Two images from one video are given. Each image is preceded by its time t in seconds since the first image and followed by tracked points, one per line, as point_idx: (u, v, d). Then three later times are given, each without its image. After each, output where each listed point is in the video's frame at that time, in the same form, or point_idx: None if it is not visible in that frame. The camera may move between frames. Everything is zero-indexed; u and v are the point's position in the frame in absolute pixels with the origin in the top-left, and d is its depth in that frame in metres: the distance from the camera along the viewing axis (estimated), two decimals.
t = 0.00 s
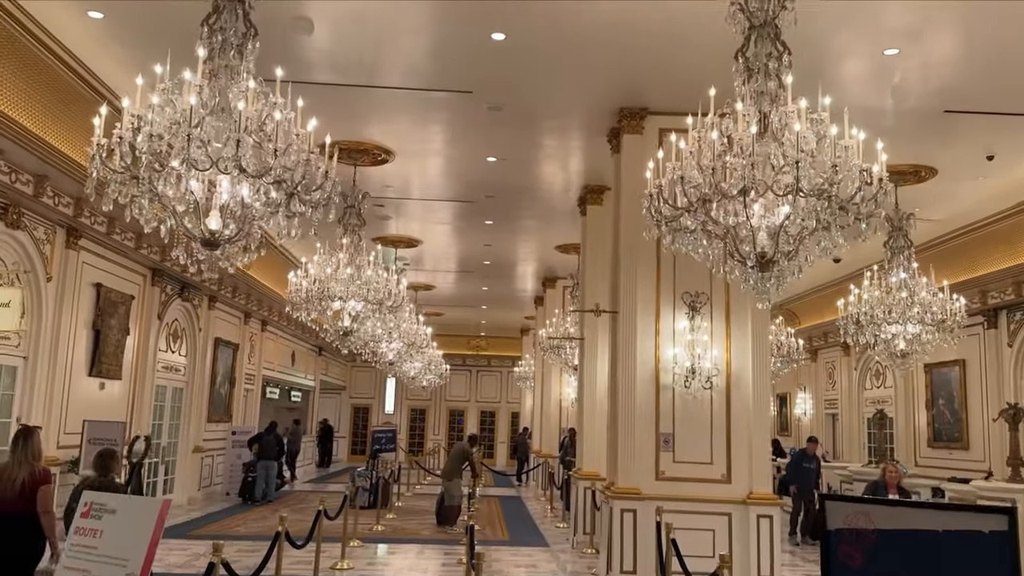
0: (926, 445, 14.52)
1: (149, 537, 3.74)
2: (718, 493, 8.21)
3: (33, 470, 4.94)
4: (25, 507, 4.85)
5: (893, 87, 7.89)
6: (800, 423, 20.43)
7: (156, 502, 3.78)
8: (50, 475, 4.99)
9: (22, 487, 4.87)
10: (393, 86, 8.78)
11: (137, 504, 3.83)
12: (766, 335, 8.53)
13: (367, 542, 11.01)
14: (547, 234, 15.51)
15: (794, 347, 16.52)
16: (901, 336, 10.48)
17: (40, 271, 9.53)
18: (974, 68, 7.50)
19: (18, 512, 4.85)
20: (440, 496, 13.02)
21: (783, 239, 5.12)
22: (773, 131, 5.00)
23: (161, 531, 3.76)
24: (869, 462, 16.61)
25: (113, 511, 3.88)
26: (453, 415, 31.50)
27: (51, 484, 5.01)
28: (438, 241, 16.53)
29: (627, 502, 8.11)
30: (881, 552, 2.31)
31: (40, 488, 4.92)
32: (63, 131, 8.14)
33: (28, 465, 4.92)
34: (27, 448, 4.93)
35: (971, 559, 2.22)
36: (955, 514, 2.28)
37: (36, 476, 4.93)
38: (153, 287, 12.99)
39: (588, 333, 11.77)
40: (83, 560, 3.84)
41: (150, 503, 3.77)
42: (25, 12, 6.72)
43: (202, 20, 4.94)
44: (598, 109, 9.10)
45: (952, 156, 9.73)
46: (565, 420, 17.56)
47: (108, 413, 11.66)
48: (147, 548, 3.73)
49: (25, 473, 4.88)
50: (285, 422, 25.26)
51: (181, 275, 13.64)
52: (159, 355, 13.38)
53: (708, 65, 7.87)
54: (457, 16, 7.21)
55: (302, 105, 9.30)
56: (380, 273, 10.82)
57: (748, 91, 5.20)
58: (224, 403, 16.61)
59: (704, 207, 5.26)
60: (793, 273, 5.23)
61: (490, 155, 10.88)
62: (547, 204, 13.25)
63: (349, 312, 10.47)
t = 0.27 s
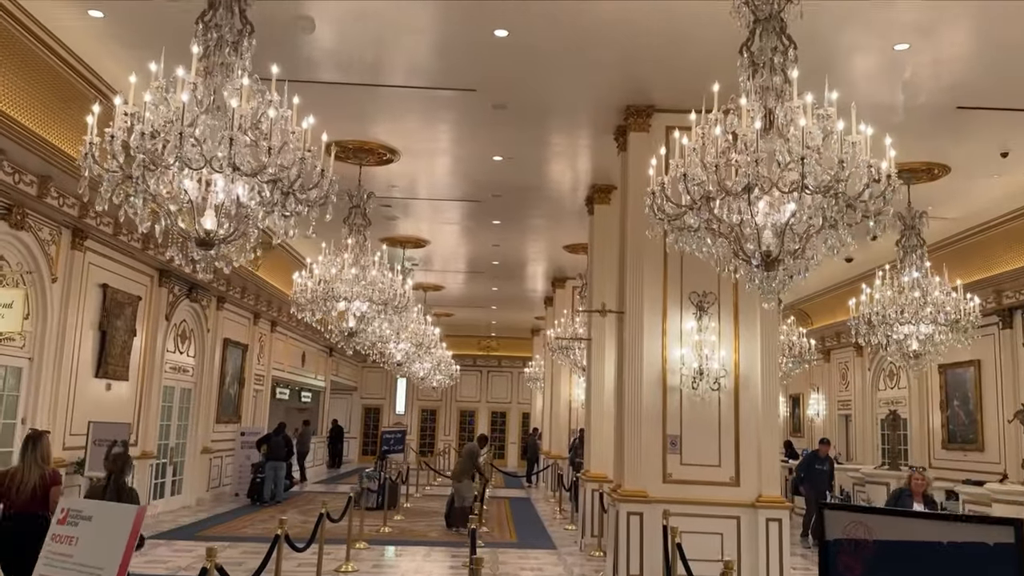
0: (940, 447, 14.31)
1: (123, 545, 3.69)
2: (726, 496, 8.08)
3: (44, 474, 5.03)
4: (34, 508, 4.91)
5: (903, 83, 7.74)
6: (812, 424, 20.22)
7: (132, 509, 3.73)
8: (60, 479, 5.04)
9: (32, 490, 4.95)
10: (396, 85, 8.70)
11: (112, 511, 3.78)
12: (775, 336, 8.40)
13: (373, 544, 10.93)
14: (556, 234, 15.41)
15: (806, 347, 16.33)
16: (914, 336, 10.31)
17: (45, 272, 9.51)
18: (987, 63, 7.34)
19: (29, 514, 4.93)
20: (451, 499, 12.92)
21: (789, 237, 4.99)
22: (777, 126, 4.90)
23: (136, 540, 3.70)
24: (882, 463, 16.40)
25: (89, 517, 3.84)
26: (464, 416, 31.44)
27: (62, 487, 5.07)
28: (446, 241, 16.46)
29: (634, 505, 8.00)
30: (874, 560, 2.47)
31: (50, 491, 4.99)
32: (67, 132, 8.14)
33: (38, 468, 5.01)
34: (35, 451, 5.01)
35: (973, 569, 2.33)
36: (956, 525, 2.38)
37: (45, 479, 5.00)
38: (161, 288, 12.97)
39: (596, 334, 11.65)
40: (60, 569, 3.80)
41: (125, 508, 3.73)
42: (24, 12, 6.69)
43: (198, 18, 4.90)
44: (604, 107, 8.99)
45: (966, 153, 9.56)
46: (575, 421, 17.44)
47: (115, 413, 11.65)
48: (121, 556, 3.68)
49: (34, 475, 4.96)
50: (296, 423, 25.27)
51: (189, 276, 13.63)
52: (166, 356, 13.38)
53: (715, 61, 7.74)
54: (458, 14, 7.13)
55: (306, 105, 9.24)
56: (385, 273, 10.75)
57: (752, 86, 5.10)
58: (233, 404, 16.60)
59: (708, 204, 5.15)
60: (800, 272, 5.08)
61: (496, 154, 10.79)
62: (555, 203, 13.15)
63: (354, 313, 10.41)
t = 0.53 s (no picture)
0: (952, 446, 14.14)
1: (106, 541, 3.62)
2: (734, 496, 7.97)
3: (50, 464, 5.14)
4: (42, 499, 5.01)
5: (914, 76, 7.62)
6: (823, 424, 20.05)
7: (115, 507, 3.66)
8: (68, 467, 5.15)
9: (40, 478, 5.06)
10: (400, 81, 8.61)
11: (96, 508, 3.72)
12: (784, 333, 8.28)
13: (379, 543, 10.86)
14: (564, 232, 15.31)
15: (816, 346, 16.19)
16: (925, 334, 10.16)
17: (49, 270, 9.48)
18: (1000, 54, 7.19)
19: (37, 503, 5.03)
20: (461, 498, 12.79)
21: (797, 231, 4.89)
22: (785, 117, 4.80)
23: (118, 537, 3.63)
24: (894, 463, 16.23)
25: (72, 515, 3.79)
26: (472, 415, 31.38)
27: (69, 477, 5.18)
28: (453, 239, 16.38)
29: (640, 504, 7.89)
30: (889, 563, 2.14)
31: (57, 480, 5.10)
32: (70, 130, 8.12)
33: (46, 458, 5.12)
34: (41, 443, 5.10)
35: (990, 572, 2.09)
36: (966, 523, 2.15)
37: (52, 469, 5.11)
38: (166, 286, 12.94)
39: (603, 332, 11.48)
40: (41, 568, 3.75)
41: (108, 506, 3.67)
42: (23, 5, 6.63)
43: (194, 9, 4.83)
44: (610, 102, 8.88)
45: (978, 148, 9.41)
46: (582, 420, 17.34)
47: (121, 412, 11.62)
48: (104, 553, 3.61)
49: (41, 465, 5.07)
50: (304, 422, 25.25)
51: (195, 274, 13.59)
52: (173, 354, 13.35)
53: (722, 54, 7.62)
54: (462, 8, 7.03)
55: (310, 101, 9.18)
56: (391, 271, 10.68)
57: (759, 77, 5.00)
58: (240, 403, 16.57)
59: (714, 197, 5.05)
60: (808, 267, 4.97)
61: (502, 150, 10.70)
62: (562, 201, 13.05)
63: (359, 311, 10.34)
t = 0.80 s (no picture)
0: (963, 446, 13.98)
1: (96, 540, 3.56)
2: (744, 495, 7.85)
3: (63, 464, 5.58)
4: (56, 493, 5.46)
5: (926, 69, 7.48)
6: (832, 423, 19.89)
7: (104, 504, 3.60)
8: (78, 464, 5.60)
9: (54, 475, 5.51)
10: (404, 75, 8.50)
11: (85, 506, 3.66)
12: (794, 330, 8.17)
13: (384, 543, 10.77)
14: (570, 229, 15.19)
15: (825, 344, 16.04)
16: (937, 331, 10.01)
17: (51, 267, 9.41)
18: (1016, 45, 7.04)
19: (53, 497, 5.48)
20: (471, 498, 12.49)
21: (809, 224, 4.78)
22: (797, 108, 4.69)
23: (109, 534, 3.58)
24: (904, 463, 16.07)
25: (62, 513, 3.74)
26: (478, 415, 31.28)
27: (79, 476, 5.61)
28: (459, 237, 16.28)
29: (648, 504, 7.78)
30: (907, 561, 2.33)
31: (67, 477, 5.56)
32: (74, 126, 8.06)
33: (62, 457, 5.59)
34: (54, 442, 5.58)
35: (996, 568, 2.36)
36: (978, 523, 2.41)
37: (64, 468, 5.56)
38: (171, 284, 12.87)
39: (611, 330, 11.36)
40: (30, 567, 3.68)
41: (100, 503, 3.62)
42: None
43: None
44: (617, 96, 8.77)
45: (991, 143, 9.26)
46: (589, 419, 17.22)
47: (125, 411, 11.55)
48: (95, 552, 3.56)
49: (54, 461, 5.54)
50: (309, 421, 25.19)
51: (199, 272, 13.52)
52: (177, 353, 13.28)
53: (731, 48, 7.50)
54: None
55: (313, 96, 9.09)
56: (396, 268, 10.59)
57: (770, 67, 4.90)
58: (245, 402, 16.51)
59: (724, 189, 4.94)
60: (820, 261, 4.85)
61: (507, 147, 10.59)
62: (568, 198, 12.94)
63: (363, 308, 10.25)
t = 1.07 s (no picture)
0: (974, 447, 13.82)
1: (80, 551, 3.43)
2: (754, 497, 7.70)
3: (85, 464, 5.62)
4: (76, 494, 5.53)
5: (940, 63, 7.32)
6: (840, 424, 19.71)
7: (91, 515, 3.48)
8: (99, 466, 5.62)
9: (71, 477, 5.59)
10: (409, 70, 8.36)
11: (70, 515, 3.54)
12: (805, 329, 8.02)
13: (388, 545, 10.65)
14: (576, 228, 15.05)
15: (834, 344, 15.87)
16: (951, 331, 9.84)
17: (53, 266, 9.31)
18: None
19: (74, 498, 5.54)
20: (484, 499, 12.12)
21: (825, 220, 4.64)
22: (814, 100, 4.56)
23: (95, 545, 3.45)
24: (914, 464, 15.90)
25: (47, 521, 3.61)
26: (484, 415, 31.17)
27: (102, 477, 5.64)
28: (464, 236, 16.16)
29: (657, 506, 7.63)
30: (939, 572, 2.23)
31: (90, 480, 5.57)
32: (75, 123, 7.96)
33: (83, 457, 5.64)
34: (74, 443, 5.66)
35: None
36: None
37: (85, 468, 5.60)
38: (174, 284, 12.77)
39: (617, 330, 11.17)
40: None
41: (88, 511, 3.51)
42: None
43: None
44: (624, 92, 8.63)
45: (1006, 139, 9.08)
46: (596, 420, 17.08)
47: (128, 411, 11.45)
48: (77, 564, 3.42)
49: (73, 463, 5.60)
50: (314, 421, 25.11)
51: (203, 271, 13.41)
52: (181, 353, 13.18)
53: (741, 42, 7.36)
54: None
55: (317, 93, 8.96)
56: (400, 267, 10.47)
57: (784, 58, 4.77)
58: (250, 402, 16.41)
59: (738, 183, 4.80)
60: (836, 257, 4.72)
61: (513, 144, 10.46)
62: (575, 196, 12.80)
63: (368, 307, 10.14)
